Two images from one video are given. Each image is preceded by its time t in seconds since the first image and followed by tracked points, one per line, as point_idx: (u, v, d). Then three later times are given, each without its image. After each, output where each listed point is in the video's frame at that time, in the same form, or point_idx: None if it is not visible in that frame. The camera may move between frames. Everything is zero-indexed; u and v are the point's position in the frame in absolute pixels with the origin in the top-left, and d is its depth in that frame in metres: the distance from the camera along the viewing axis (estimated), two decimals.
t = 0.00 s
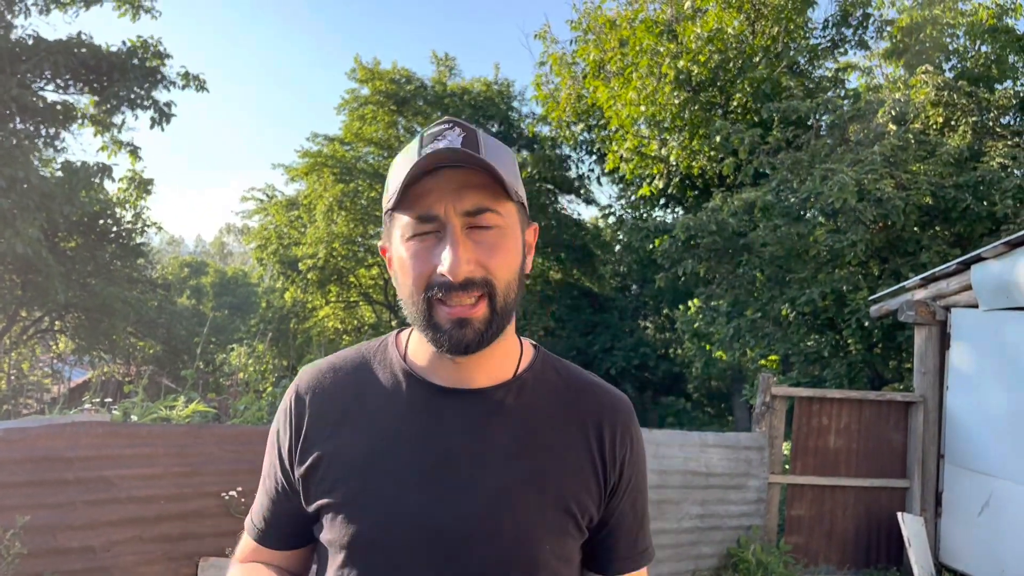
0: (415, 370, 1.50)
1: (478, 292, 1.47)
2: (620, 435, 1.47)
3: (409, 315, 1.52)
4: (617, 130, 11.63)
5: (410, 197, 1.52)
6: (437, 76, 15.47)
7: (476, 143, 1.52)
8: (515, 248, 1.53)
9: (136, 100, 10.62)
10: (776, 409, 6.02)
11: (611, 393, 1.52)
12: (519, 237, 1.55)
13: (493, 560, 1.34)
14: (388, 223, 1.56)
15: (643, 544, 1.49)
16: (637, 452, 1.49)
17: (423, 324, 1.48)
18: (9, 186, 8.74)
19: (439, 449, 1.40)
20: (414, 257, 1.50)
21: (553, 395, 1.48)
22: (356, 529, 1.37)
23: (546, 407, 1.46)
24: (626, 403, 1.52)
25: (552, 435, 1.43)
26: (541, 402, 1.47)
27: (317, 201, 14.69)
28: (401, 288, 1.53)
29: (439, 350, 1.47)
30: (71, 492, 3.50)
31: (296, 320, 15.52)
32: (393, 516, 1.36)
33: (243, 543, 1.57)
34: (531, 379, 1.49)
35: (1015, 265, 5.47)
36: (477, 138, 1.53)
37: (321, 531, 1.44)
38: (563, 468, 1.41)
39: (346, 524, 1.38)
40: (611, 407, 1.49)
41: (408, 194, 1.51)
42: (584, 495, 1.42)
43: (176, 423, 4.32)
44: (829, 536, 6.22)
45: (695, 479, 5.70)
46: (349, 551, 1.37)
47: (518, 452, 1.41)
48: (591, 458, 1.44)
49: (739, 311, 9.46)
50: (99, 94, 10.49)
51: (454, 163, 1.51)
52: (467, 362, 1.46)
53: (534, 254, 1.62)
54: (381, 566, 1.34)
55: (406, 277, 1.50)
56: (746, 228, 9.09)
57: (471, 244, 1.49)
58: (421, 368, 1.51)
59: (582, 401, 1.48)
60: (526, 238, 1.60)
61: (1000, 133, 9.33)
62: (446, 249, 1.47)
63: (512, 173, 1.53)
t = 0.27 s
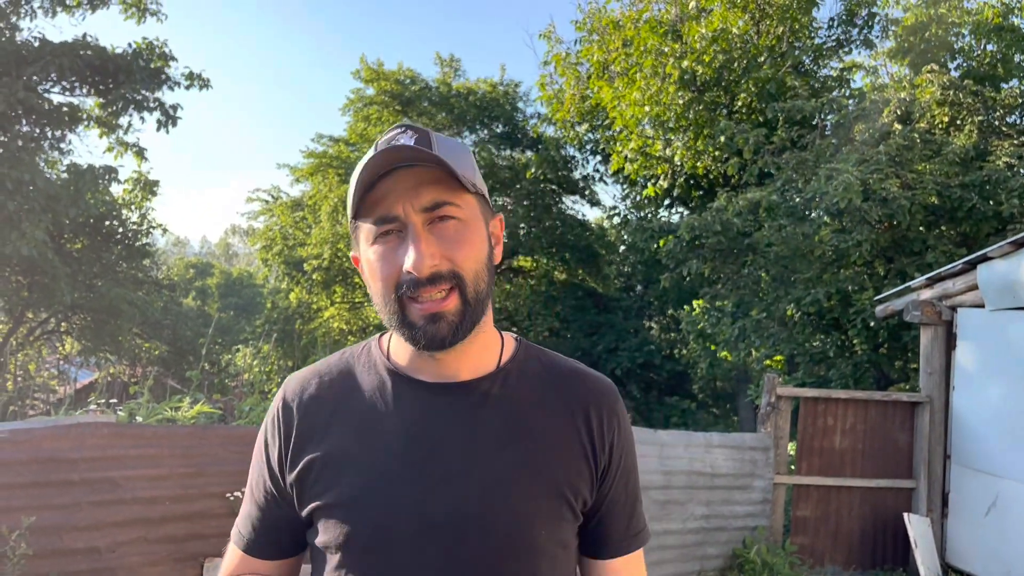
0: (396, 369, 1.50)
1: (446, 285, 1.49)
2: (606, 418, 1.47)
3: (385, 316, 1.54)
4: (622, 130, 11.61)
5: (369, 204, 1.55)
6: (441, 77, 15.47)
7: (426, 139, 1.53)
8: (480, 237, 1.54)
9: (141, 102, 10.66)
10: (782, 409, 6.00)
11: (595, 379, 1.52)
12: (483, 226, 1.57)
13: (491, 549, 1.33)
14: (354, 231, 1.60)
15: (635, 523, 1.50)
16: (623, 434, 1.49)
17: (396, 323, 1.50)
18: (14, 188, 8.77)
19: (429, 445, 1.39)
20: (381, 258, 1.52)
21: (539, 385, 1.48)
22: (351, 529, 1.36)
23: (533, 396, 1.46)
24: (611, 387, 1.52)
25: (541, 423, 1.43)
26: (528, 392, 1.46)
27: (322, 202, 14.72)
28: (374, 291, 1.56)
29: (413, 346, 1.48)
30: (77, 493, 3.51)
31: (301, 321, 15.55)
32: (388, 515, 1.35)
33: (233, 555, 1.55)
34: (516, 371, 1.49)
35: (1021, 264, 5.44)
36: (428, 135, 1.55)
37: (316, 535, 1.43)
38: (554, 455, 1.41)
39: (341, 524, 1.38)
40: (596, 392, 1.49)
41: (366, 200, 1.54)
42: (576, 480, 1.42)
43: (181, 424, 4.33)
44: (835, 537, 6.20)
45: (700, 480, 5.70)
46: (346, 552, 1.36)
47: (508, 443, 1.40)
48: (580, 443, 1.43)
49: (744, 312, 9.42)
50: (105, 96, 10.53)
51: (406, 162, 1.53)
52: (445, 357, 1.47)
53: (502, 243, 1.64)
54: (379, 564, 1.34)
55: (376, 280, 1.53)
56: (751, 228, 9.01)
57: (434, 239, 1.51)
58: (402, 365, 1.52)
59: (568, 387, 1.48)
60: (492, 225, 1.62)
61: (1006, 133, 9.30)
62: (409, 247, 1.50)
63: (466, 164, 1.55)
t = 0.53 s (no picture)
0: (387, 371, 1.48)
1: (429, 284, 1.47)
2: (600, 406, 1.44)
3: (372, 319, 1.52)
4: (630, 130, 11.59)
5: (347, 211, 1.55)
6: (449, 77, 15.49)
7: (399, 141, 1.52)
8: (460, 234, 1.53)
9: (151, 103, 10.72)
10: (791, 409, 5.98)
11: (587, 369, 1.48)
12: (462, 224, 1.55)
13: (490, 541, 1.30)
14: (337, 238, 1.59)
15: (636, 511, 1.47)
16: (618, 422, 1.45)
17: (382, 325, 1.48)
18: (25, 190, 8.83)
19: (424, 444, 1.36)
20: (363, 262, 1.51)
21: (532, 378, 1.45)
22: (348, 530, 1.33)
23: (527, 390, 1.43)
24: (604, 376, 1.49)
25: (534, 416, 1.40)
26: (522, 386, 1.43)
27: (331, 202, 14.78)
28: (359, 295, 1.54)
29: (400, 347, 1.47)
30: (87, 493, 3.52)
31: (310, 321, 15.61)
32: (385, 514, 1.32)
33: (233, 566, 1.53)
34: (507, 364, 1.46)
35: None
36: (402, 136, 1.54)
37: (315, 539, 1.41)
38: (550, 445, 1.37)
39: (339, 526, 1.35)
40: (589, 382, 1.46)
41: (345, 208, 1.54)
42: (573, 470, 1.38)
43: (191, 424, 4.35)
44: (845, 538, 6.18)
45: (709, 480, 5.69)
46: (343, 554, 1.33)
47: (501, 436, 1.37)
48: (575, 433, 1.40)
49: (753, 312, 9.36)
50: (115, 98, 10.60)
51: (382, 165, 1.52)
52: (433, 356, 1.46)
53: (484, 241, 1.62)
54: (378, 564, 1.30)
55: (359, 285, 1.52)
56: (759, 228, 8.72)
57: (414, 240, 1.49)
58: (393, 366, 1.50)
59: (561, 378, 1.45)
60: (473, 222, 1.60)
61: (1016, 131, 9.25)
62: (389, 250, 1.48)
63: (443, 165, 1.54)
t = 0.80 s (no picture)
0: (387, 375, 1.49)
1: (426, 288, 1.47)
2: (599, 405, 1.45)
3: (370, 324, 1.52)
4: (640, 130, 11.57)
5: (348, 215, 1.56)
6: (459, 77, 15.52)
7: (400, 147, 1.52)
8: (459, 239, 1.53)
9: (164, 104, 10.81)
10: (803, 410, 5.96)
11: (586, 369, 1.50)
12: (461, 229, 1.54)
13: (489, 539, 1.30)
14: (338, 242, 1.59)
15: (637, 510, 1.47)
16: (617, 421, 1.46)
17: (380, 329, 1.48)
18: (39, 191, 8.90)
19: (424, 445, 1.37)
20: (361, 266, 1.51)
21: (533, 380, 1.46)
22: (350, 531, 1.34)
23: (526, 391, 1.44)
24: (604, 377, 1.50)
25: (532, 415, 1.41)
26: (522, 387, 1.45)
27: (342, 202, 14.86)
28: (358, 300, 1.55)
29: (398, 351, 1.47)
30: (100, 492, 3.53)
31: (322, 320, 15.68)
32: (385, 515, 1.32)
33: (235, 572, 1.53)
34: (506, 365, 1.48)
35: None
36: (403, 142, 1.55)
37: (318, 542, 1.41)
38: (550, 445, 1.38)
39: (341, 528, 1.35)
40: (588, 382, 1.47)
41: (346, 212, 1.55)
42: (573, 468, 1.39)
43: (204, 424, 4.38)
44: (857, 539, 6.16)
45: (720, 481, 5.68)
46: (344, 555, 1.33)
47: (500, 435, 1.38)
48: (575, 432, 1.41)
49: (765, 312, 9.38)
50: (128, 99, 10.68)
51: (381, 170, 1.52)
52: (432, 359, 1.47)
53: (482, 248, 1.62)
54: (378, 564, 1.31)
55: (358, 288, 1.52)
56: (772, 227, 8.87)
57: (412, 245, 1.49)
58: (394, 370, 1.50)
59: (561, 379, 1.46)
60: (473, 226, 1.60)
61: None
62: (386, 254, 1.48)
63: (443, 171, 1.54)
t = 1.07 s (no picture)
0: (403, 369, 1.49)
1: (420, 290, 1.45)
2: (617, 410, 1.49)
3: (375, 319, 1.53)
4: (654, 129, 11.53)
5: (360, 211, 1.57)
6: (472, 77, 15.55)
7: (411, 146, 1.51)
8: (462, 240, 1.49)
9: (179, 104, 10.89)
10: (817, 409, 5.94)
11: (603, 372, 1.55)
12: (469, 229, 1.51)
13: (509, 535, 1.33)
14: (355, 235, 1.61)
15: (648, 515, 1.53)
16: (635, 427, 1.51)
17: (381, 327, 1.49)
18: (56, 191, 8.98)
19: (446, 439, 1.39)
20: (365, 263, 1.52)
21: (554, 380, 1.50)
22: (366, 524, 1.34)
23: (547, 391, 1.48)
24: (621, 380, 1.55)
25: (553, 417, 1.44)
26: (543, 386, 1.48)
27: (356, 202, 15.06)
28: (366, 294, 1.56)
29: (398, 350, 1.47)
30: (117, 489, 3.56)
31: (336, 319, 15.77)
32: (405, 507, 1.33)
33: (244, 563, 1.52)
34: (527, 365, 1.50)
35: None
36: (416, 140, 1.53)
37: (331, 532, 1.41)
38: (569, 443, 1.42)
39: (356, 520, 1.35)
40: (608, 384, 1.52)
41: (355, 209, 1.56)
42: (589, 472, 1.43)
43: (219, 422, 4.42)
44: (873, 539, 6.13)
45: (734, 480, 5.66)
46: (362, 547, 1.34)
47: (521, 434, 1.41)
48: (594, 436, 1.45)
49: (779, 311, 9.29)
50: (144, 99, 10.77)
51: (387, 167, 1.51)
52: (439, 356, 1.47)
53: (498, 247, 1.59)
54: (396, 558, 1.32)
55: (362, 284, 1.53)
56: (785, 227, 8.99)
57: (409, 244, 1.47)
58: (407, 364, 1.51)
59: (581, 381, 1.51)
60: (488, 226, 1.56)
61: None
62: (382, 253, 1.48)
63: (450, 169, 1.49)
